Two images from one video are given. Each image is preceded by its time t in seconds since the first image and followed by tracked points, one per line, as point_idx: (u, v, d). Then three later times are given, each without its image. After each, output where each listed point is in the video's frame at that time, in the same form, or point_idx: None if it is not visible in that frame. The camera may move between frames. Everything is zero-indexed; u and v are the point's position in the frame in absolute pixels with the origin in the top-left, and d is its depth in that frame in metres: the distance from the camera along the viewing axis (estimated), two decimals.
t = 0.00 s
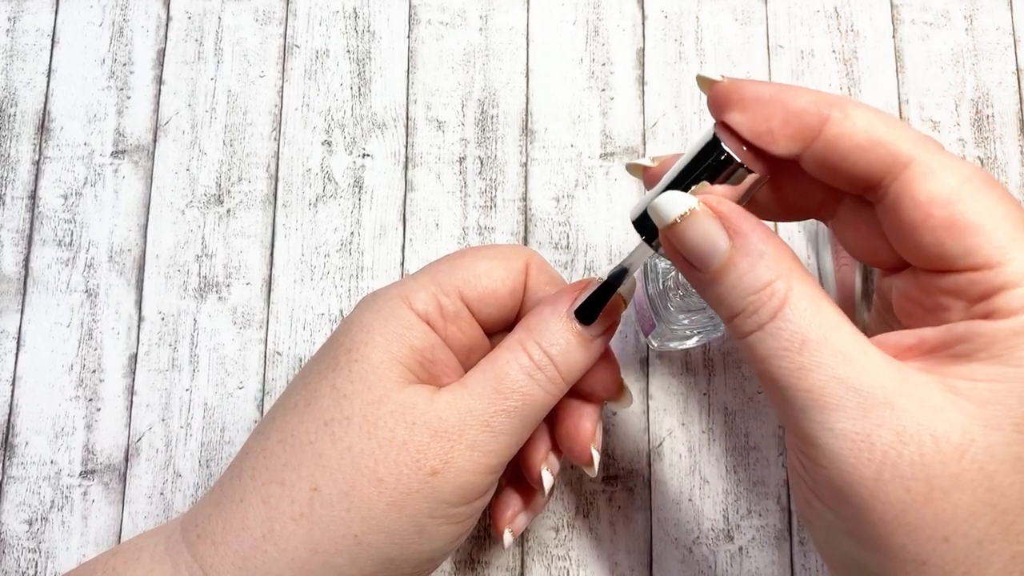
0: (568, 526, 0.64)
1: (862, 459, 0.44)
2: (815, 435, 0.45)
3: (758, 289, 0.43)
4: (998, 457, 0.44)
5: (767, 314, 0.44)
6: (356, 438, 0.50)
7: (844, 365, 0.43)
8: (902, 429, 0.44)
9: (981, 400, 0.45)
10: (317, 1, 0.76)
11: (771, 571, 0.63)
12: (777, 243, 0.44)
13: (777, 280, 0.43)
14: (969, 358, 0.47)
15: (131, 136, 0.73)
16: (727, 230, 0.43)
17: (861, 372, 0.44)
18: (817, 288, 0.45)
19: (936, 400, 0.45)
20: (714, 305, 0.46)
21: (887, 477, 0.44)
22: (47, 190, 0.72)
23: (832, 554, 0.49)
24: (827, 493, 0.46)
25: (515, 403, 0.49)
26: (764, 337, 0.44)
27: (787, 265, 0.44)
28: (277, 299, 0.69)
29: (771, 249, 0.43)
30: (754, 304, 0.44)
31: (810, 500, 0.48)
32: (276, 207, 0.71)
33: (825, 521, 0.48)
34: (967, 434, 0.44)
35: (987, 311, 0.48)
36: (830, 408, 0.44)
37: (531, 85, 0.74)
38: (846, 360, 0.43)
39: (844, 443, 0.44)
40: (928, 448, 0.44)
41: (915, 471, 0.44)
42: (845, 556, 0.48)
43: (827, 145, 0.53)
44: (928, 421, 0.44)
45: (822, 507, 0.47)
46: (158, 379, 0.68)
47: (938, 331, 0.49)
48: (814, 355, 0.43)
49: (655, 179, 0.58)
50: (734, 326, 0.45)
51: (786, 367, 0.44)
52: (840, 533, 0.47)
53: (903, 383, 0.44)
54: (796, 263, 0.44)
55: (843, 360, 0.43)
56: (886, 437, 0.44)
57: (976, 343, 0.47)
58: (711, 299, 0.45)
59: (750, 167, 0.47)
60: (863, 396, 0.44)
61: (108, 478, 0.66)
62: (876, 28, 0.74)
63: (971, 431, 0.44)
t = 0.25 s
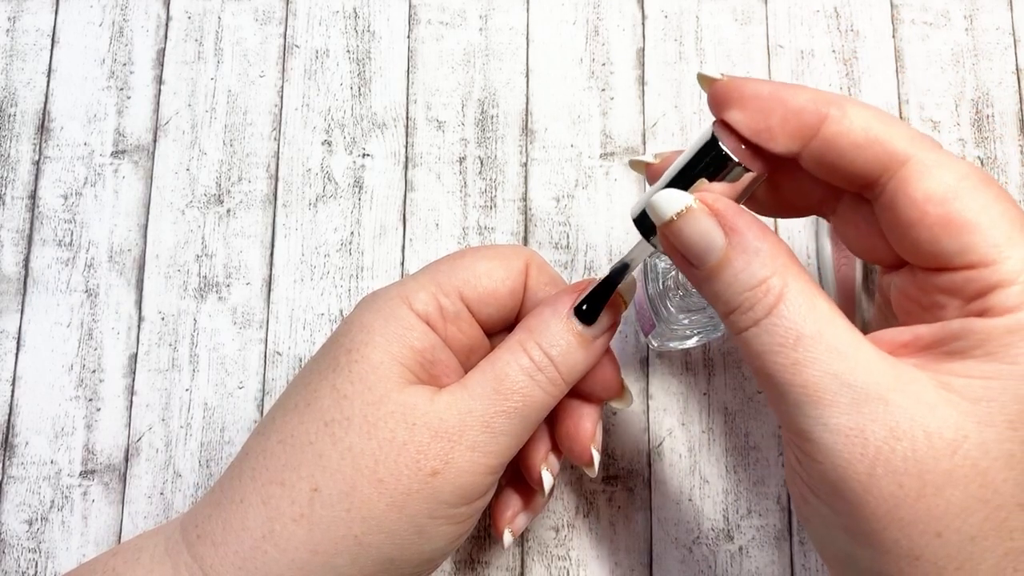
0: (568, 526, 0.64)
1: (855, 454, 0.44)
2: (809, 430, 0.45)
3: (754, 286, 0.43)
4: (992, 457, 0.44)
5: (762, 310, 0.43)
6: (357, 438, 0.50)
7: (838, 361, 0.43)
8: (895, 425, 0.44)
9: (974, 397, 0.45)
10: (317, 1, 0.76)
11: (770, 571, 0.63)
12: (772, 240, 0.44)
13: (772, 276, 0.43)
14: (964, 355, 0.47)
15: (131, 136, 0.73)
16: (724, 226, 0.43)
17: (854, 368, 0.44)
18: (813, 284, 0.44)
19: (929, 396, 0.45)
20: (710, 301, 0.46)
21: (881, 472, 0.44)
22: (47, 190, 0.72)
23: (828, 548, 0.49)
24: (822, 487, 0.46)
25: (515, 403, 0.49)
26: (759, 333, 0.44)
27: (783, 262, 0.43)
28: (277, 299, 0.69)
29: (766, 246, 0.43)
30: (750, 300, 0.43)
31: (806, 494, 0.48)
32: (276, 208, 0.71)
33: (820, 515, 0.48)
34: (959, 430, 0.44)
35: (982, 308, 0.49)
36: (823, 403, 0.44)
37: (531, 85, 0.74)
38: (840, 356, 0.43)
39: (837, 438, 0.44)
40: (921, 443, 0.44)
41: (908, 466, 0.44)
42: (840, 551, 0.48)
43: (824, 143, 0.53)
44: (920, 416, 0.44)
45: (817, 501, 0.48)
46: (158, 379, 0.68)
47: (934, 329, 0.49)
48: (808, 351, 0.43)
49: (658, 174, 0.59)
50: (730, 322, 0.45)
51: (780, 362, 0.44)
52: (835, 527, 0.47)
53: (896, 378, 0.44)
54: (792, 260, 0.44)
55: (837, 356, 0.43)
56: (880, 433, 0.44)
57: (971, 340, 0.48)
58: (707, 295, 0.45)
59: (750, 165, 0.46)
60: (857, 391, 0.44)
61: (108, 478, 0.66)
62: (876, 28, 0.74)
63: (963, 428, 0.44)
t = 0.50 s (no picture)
0: (568, 526, 0.64)
1: (867, 441, 0.44)
2: (821, 416, 0.45)
3: (774, 271, 0.43)
4: (989, 459, 0.44)
5: (782, 295, 0.44)
6: (356, 439, 0.50)
7: (855, 348, 0.43)
8: (908, 414, 0.44)
9: (991, 391, 0.45)
10: (317, 1, 0.76)
11: (770, 571, 0.63)
12: (796, 226, 0.44)
13: (794, 263, 0.43)
14: (981, 350, 0.47)
15: (131, 136, 0.73)
16: (748, 210, 0.43)
17: (871, 356, 0.43)
18: (834, 272, 0.44)
19: (944, 388, 0.44)
20: (730, 286, 0.46)
21: (890, 461, 0.44)
22: (47, 190, 0.72)
23: (833, 535, 0.49)
24: (831, 474, 0.46)
25: (515, 404, 0.49)
26: (777, 318, 0.44)
27: (805, 248, 0.44)
28: (277, 299, 0.69)
29: (790, 232, 0.43)
30: (769, 286, 0.44)
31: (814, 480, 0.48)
32: (276, 208, 0.71)
33: (826, 502, 0.48)
34: (973, 423, 0.44)
35: (1000, 305, 0.49)
36: (838, 390, 0.44)
37: (531, 85, 0.74)
38: (857, 343, 0.43)
39: (850, 425, 0.44)
40: (933, 434, 0.44)
41: (919, 456, 0.44)
42: (845, 539, 0.48)
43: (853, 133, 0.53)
44: (934, 407, 0.44)
45: (825, 488, 0.48)
46: (158, 379, 0.68)
47: (947, 325, 0.49)
48: (825, 337, 0.43)
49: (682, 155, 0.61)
50: (748, 307, 0.45)
51: (797, 348, 0.44)
52: (840, 514, 0.47)
53: (913, 368, 0.44)
54: (814, 248, 0.44)
55: (854, 343, 0.43)
56: (892, 422, 0.44)
57: (988, 335, 0.48)
58: (727, 279, 0.45)
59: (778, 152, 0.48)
60: (872, 379, 0.44)
61: (108, 478, 0.66)
62: (876, 28, 0.74)
63: (977, 421, 0.44)
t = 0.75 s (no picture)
0: (568, 526, 0.64)
1: (882, 434, 0.44)
2: (838, 407, 0.45)
3: (797, 262, 0.44)
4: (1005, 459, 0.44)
5: (803, 286, 0.44)
6: (352, 439, 0.50)
7: (875, 341, 0.44)
8: (925, 409, 0.44)
9: (1010, 389, 0.46)
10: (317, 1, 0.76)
11: (771, 571, 0.63)
12: (820, 219, 0.45)
13: (817, 254, 0.44)
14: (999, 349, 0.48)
15: (131, 136, 0.73)
16: (773, 199, 0.44)
17: (891, 350, 0.44)
18: (856, 266, 0.45)
19: (964, 385, 0.45)
20: (751, 275, 0.46)
21: (904, 455, 0.44)
22: (47, 190, 0.72)
23: (841, 531, 0.50)
24: (842, 467, 0.47)
25: (510, 401, 0.49)
26: (798, 308, 0.45)
27: (828, 240, 0.44)
28: (277, 299, 0.69)
29: (814, 224, 0.44)
30: (790, 276, 0.44)
31: (825, 473, 0.49)
32: (276, 208, 0.71)
33: (836, 495, 0.48)
34: (991, 421, 0.44)
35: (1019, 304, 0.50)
36: (856, 382, 0.44)
37: (531, 85, 0.74)
38: (877, 336, 0.44)
39: (866, 417, 0.44)
40: (949, 430, 0.44)
41: (935, 452, 0.44)
42: (854, 534, 0.48)
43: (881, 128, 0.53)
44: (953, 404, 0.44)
45: (836, 481, 0.48)
46: (158, 379, 0.68)
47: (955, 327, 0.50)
48: (845, 330, 0.44)
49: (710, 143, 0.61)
50: (769, 297, 0.46)
51: (816, 339, 0.45)
52: (850, 508, 0.48)
53: (932, 363, 0.45)
54: (837, 241, 0.45)
55: (874, 336, 0.44)
56: (908, 416, 0.44)
57: (1005, 334, 0.48)
58: (748, 268, 0.46)
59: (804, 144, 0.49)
60: (891, 373, 0.44)
61: (108, 478, 0.66)
62: (876, 28, 0.74)
63: (995, 419, 0.45)
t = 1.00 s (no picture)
0: (568, 526, 0.64)
1: (928, 464, 0.43)
2: (883, 431, 0.43)
3: (858, 272, 0.41)
4: None
5: (862, 299, 0.42)
6: (340, 434, 0.50)
7: (931, 367, 0.42)
8: (975, 443, 0.43)
9: None
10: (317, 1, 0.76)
11: (771, 571, 0.63)
12: (888, 227, 0.41)
13: (879, 267, 0.41)
14: None
15: (131, 136, 0.73)
16: (843, 203, 0.40)
17: (943, 377, 0.42)
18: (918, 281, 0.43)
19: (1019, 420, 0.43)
20: (806, 279, 0.43)
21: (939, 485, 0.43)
22: (47, 190, 0.72)
23: (869, 549, 0.49)
24: (877, 491, 0.45)
25: (497, 391, 0.49)
26: (854, 323, 0.42)
27: (893, 252, 0.42)
28: (277, 299, 0.69)
29: (881, 234, 0.41)
30: (850, 287, 0.42)
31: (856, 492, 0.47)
32: (276, 207, 0.71)
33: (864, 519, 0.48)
34: None
35: None
36: (900, 409, 0.43)
37: (531, 85, 0.74)
38: (934, 362, 0.42)
39: (912, 447, 0.43)
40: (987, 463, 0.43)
41: (979, 487, 0.43)
42: (881, 554, 0.48)
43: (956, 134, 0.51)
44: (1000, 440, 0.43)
45: (868, 501, 0.47)
46: (158, 379, 0.68)
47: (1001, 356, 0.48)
48: (899, 354, 0.42)
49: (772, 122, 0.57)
50: (821, 305, 0.43)
51: (869, 358, 0.42)
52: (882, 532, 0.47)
53: (982, 395, 0.43)
54: (902, 252, 0.42)
55: (931, 362, 0.42)
56: (952, 444, 0.43)
57: None
58: (802, 271, 0.43)
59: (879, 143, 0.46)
60: (943, 402, 0.42)
61: (108, 478, 0.66)
62: (876, 28, 0.74)
63: None
